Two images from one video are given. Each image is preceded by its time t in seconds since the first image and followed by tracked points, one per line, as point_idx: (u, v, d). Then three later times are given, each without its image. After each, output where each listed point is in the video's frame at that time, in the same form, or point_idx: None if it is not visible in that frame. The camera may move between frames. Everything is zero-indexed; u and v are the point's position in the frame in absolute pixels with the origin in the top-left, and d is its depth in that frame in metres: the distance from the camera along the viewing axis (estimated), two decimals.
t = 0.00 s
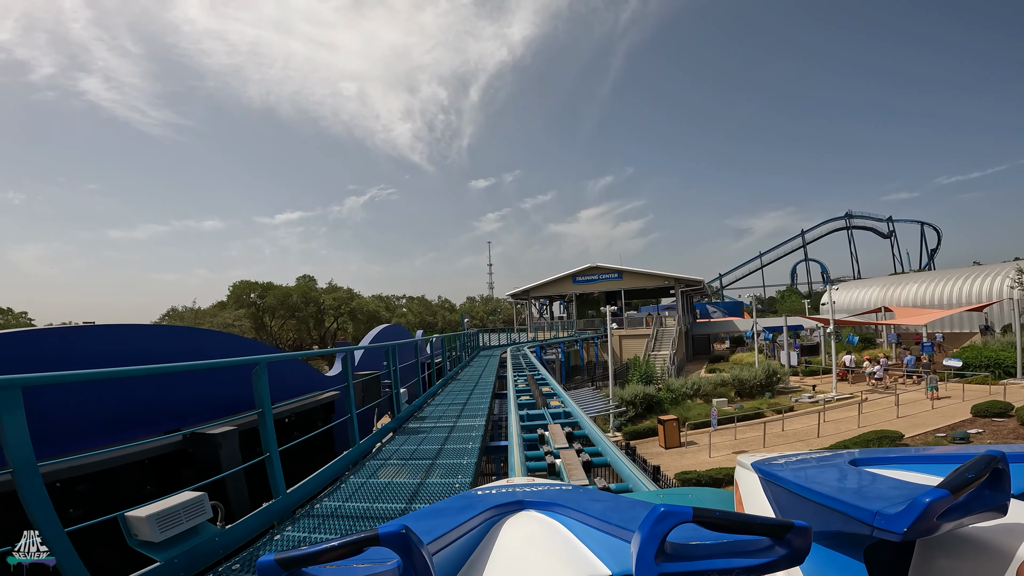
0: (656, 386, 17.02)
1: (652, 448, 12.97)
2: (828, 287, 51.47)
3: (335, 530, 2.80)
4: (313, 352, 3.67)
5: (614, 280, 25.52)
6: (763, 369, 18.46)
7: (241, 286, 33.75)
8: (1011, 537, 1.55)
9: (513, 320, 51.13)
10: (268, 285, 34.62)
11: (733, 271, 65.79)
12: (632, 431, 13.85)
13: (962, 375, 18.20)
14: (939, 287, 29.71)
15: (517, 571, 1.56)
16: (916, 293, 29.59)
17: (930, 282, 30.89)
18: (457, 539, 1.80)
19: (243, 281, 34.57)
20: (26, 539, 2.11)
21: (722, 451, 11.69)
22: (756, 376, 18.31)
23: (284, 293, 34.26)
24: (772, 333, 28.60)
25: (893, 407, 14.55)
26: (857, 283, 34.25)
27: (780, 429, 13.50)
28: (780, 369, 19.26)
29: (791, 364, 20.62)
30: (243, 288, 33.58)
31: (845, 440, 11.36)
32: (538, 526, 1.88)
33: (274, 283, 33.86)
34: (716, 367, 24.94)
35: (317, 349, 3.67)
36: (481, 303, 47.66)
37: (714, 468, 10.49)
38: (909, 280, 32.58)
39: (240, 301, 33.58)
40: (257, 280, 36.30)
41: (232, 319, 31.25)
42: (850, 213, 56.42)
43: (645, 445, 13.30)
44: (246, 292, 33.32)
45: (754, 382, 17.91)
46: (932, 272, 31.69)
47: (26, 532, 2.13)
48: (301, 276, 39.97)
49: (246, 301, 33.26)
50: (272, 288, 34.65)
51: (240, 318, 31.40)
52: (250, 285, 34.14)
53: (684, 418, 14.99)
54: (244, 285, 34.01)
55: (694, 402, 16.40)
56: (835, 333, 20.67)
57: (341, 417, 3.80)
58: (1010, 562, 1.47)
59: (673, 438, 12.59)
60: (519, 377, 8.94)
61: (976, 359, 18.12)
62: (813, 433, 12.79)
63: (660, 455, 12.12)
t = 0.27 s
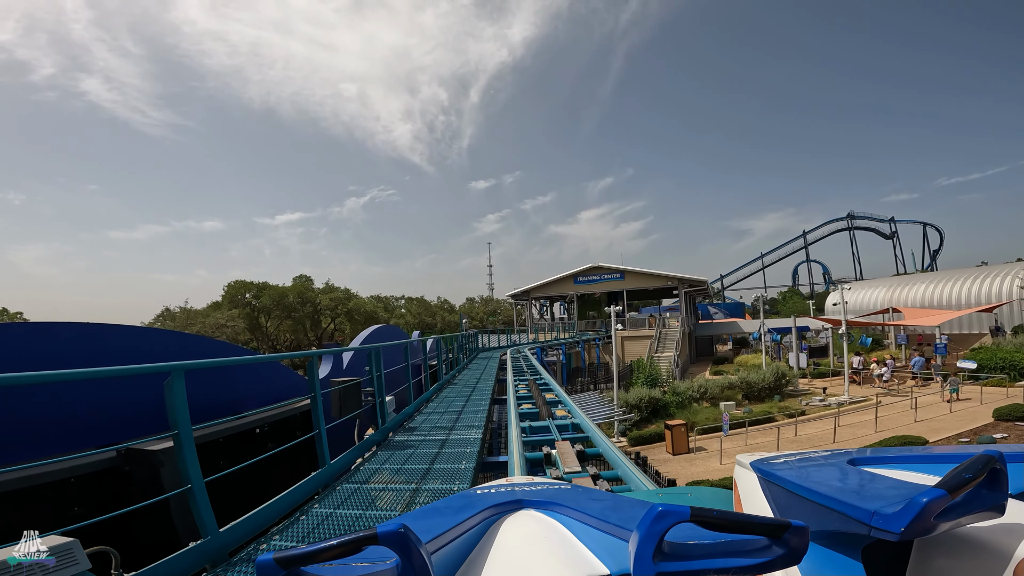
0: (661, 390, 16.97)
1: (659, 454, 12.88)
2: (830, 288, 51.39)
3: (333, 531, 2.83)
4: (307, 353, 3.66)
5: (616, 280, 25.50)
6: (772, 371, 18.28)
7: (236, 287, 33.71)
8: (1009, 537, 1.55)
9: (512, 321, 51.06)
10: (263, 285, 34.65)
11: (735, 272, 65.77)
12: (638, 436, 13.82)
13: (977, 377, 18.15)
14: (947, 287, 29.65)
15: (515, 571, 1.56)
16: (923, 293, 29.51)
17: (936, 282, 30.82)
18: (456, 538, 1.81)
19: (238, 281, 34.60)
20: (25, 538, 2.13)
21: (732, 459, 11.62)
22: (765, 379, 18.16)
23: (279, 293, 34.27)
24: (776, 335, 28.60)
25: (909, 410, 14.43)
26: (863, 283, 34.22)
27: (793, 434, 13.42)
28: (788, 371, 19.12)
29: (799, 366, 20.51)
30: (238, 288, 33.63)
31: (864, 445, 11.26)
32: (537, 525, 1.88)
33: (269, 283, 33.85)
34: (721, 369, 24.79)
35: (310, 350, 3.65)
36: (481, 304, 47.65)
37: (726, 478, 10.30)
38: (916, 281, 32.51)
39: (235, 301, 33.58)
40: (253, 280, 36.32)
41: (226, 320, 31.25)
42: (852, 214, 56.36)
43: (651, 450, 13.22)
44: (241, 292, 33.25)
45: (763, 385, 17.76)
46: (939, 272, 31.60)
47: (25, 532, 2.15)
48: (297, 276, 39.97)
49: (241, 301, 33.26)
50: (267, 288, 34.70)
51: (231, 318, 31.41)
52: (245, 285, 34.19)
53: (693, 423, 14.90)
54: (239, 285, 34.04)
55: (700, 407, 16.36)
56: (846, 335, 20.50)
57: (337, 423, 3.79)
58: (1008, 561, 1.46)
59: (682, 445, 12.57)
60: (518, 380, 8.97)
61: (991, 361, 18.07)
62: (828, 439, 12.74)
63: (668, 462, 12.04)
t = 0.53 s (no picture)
0: (668, 393, 16.84)
1: (666, 460, 12.66)
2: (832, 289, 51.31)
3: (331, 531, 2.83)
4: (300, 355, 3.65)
5: (619, 280, 25.48)
6: (781, 374, 18.26)
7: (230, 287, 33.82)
8: (1010, 536, 1.55)
9: (512, 322, 50.96)
10: (259, 286, 34.81)
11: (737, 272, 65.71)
12: (643, 442, 13.59)
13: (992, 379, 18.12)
14: (954, 287, 29.60)
15: (515, 569, 1.56)
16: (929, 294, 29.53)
17: (944, 282, 30.70)
18: (456, 537, 1.80)
19: (234, 280, 34.59)
20: (24, 538, 2.14)
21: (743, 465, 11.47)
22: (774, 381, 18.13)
23: (275, 293, 34.27)
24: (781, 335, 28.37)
25: (928, 413, 14.30)
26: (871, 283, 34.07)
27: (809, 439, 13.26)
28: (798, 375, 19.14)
29: (809, 369, 20.36)
30: (233, 288, 33.67)
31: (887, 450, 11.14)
32: (538, 524, 1.88)
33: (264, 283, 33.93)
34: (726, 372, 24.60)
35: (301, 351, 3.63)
36: (481, 304, 47.59)
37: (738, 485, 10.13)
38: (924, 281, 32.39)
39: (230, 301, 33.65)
40: (248, 280, 36.40)
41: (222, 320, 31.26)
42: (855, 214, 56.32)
43: (658, 457, 12.98)
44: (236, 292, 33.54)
45: (772, 387, 17.68)
46: (947, 273, 31.48)
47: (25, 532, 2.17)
48: (293, 276, 39.95)
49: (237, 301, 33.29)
50: (263, 288, 34.73)
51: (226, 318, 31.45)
52: (240, 285, 34.19)
53: (700, 428, 14.54)
54: (235, 285, 34.04)
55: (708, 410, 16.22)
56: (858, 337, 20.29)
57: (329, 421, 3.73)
58: (1009, 561, 1.46)
59: (690, 451, 12.32)
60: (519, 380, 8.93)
61: (1006, 362, 18.04)
62: (845, 443, 12.60)
63: (677, 468, 11.88)
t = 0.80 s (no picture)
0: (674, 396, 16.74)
1: (676, 467, 12.45)
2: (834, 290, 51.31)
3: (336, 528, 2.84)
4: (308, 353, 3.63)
5: (621, 280, 25.48)
6: (790, 376, 18.25)
7: (226, 285, 33.68)
8: (1008, 534, 1.56)
9: (512, 322, 50.84)
10: (255, 285, 34.38)
11: (738, 274, 65.71)
12: (650, 448, 13.45)
13: (1008, 381, 18.02)
14: (961, 286, 29.36)
15: (516, 569, 1.56)
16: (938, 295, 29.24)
17: (952, 283, 30.57)
18: (457, 537, 1.80)
19: (229, 280, 34.46)
20: (27, 538, 2.16)
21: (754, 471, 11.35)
22: (783, 384, 18.10)
23: (271, 293, 34.15)
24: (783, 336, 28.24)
25: (946, 416, 14.10)
26: (878, 283, 33.82)
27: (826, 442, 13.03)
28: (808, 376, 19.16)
29: (819, 370, 20.16)
30: (229, 288, 33.52)
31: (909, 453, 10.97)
32: (541, 523, 1.88)
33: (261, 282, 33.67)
34: (732, 374, 24.47)
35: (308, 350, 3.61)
36: (481, 305, 47.57)
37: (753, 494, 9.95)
38: (931, 282, 32.24)
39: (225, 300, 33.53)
40: (244, 280, 36.31)
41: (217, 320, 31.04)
42: (857, 216, 56.30)
43: (666, 464, 12.82)
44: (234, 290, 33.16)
45: (780, 390, 17.70)
46: (954, 273, 31.33)
47: (27, 532, 2.18)
48: (291, 276, 39.92)
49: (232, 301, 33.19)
50: (259, 288, 34.44)
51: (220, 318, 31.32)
52: (236, 285, 34.03)
53: (710, 432, 14.42)
54: (231, 284, 33.89)
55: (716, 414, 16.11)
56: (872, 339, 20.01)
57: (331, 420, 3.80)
58: (1010, 561, 1.47)
59: (700, 457, 12.16)
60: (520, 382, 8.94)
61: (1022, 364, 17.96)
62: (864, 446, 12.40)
63: (686, 475, 11.77)
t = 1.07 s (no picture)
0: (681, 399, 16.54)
1: (684, 474, 12.17)
2: (836, 290, 51.19)
3: (332, 531, 2.88)
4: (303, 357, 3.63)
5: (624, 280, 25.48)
6: (802, 378, 17.83)
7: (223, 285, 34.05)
8: (1011, 535, 1.56)
9: (513, 322, 50.80)
10: (250, 286, 34.98)
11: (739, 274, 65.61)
12: (658, 454, 13.22)
13: None
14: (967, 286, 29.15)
15: (518, 568, 1.56)
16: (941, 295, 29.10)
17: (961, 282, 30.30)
18: (458, 537, 1.80)
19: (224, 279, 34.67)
20: (28, 539, 2.17)
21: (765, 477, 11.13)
22: (794, 386, 17.67)
23: (267, 293, 34.42)
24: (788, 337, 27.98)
25: (966, 419, 13.83)
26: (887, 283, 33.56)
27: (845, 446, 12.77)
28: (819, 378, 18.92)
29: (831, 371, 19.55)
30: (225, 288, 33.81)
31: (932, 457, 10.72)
32: (542, 524, 1.88)
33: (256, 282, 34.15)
34: (737, 376, 24.23)
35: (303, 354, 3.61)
36: (481, 305, 47.55)
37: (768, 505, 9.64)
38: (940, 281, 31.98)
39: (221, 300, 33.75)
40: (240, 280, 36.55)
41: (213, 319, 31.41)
42: (860, 215, 56.11)
43: (673, 471, 12.58)
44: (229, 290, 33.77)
45: (791, 393, 17.32)
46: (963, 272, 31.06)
47: (29, 532, 2.19)
48: (288, 275, 39.96)
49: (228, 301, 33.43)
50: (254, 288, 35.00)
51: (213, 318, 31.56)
52: (232, 284, 34.30)
53: (720, 436, 14.19)
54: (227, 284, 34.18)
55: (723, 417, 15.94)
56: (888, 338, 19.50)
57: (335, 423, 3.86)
58: (1012, 561, 1.47)
59: (711, 464, 11.82)
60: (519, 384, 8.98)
61: None
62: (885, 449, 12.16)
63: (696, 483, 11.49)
